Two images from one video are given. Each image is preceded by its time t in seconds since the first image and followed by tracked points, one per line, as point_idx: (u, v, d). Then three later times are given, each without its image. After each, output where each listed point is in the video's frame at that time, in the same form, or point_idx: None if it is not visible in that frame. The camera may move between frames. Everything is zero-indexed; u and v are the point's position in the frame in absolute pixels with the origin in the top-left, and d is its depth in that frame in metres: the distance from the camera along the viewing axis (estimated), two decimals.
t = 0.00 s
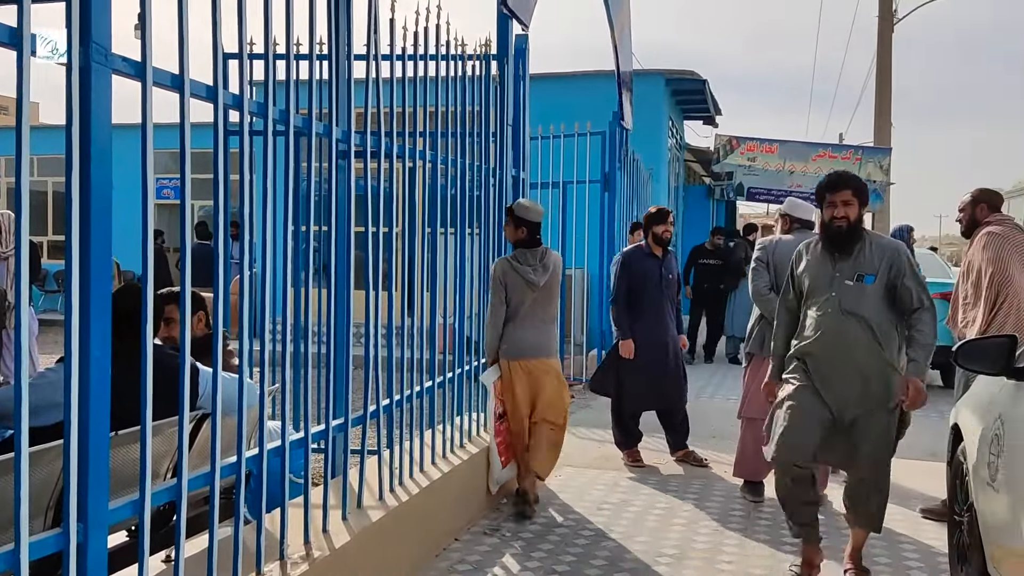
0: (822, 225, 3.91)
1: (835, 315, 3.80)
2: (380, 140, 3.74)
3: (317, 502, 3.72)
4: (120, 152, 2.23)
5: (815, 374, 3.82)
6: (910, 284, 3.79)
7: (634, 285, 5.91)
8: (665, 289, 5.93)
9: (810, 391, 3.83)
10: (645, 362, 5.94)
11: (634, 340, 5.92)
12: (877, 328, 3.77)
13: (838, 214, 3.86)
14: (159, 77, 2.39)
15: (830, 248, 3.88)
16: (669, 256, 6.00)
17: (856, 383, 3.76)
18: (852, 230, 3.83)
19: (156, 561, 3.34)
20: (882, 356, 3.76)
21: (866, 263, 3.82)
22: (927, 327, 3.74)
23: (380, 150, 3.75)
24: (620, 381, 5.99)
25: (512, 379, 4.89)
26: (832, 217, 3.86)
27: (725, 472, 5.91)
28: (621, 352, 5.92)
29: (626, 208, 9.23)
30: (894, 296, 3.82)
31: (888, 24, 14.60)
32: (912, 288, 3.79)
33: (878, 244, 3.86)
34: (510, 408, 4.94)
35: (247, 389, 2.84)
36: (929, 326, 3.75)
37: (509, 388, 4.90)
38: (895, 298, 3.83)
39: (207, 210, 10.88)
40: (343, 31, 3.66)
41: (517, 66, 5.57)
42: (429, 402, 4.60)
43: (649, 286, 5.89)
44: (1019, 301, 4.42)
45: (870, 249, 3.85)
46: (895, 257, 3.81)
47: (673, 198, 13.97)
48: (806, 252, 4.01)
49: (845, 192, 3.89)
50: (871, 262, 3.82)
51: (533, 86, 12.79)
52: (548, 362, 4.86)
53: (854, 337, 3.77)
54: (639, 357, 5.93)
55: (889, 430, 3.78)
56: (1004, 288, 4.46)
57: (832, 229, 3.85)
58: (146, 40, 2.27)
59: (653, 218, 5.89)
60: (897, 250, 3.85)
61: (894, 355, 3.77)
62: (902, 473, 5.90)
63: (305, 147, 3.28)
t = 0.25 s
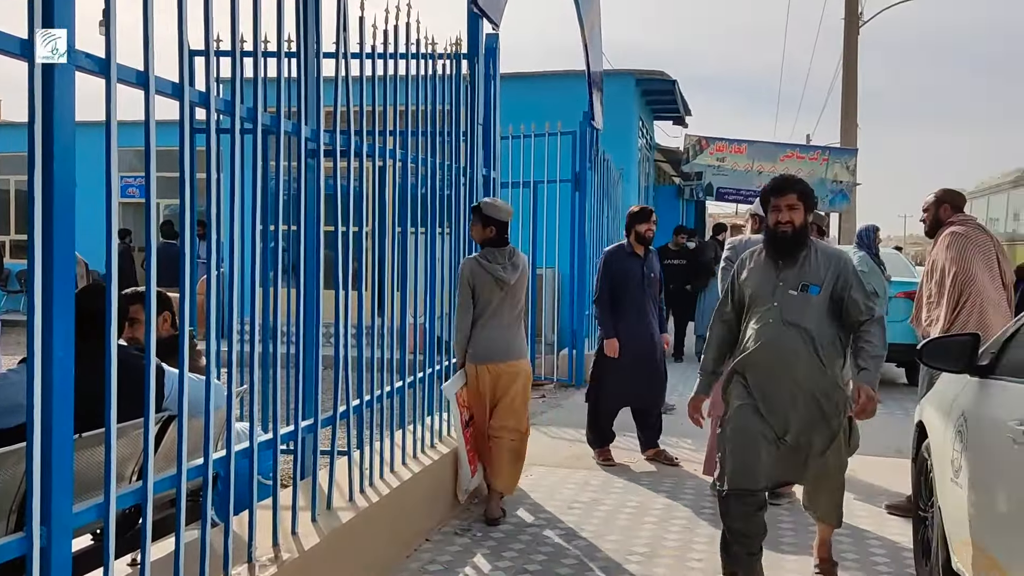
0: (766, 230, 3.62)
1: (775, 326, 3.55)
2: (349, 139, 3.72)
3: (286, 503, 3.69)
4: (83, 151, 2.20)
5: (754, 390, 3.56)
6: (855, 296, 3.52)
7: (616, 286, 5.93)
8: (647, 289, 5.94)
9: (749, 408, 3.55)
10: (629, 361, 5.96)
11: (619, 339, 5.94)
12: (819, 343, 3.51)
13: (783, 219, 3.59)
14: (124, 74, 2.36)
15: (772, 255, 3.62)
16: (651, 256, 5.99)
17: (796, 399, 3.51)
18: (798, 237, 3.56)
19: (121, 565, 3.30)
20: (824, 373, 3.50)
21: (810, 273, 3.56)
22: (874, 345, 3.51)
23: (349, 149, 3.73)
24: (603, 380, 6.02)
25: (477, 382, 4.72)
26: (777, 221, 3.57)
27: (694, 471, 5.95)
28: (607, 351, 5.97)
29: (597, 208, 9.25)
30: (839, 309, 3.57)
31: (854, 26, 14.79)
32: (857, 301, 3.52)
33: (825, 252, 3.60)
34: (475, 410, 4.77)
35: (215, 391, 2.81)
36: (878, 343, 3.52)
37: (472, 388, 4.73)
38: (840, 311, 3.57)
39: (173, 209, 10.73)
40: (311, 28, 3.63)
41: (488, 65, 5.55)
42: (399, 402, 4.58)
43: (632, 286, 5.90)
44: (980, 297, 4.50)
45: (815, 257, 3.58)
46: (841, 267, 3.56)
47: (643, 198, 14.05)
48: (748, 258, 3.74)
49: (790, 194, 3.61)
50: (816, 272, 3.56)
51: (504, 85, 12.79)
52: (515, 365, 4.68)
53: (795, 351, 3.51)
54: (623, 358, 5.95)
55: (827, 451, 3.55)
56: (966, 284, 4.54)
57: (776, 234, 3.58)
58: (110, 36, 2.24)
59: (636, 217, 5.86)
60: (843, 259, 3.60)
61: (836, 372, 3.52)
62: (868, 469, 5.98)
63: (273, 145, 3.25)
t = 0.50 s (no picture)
0: (702, 212, 3.45)
1: (707, 315, 3.40)
2: (315, 138, 3.69)
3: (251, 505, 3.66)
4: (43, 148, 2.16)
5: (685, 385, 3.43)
6: (793, 284, 3.38)
7: (598, 285, 5.98)
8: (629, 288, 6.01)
9: (683, 404, 3.43)
10: (613, 359, 6.00)
11: (604, 336, 5.95)
12: (751, 333, 3.35)
13: (720, 201, 3.42)
14: (85, 71, 2.32)
15: (707, 239, 3.47)
16: (630, 257, 6.07)
17: (724, 392, 3.35)
18: (735, 220, 3.40)
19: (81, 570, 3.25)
20: (755, 364, 3.34)
21: (746, 258, 3.41)
22: (812, 337, 3.38)
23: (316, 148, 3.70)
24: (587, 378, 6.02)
25: (437, 381, 4.58)
26: (713, 204, 3.40)
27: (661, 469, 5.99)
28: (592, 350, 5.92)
29: (564, 208, 9.28)
30: (776, 297, 3.41)
31: (817, 29, 14.98)
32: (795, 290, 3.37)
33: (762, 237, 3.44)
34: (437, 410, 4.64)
35: (178, 392, 2.78)
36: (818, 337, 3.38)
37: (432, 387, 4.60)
38: (777, 299, 3.42)
39: (133, 208, 10.56)
40: (276, 26, 3.60)
41: (455, 65, 5.55)
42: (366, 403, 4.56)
43: (613, 284, 5.95)
44: (939, 295, 4.58)
45: (752, 243, 3.43)
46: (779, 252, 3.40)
47: (610, 197, 14.10)
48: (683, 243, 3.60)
49: (727, 175, 3.44)
50: (753, 257, 3.41)
51: (471, 84, 12.76)
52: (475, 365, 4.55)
53: (726, 341, 3.36)
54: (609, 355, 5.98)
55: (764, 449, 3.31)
56: (925, 283, 4.61)
57: (711, 218, 3.41)
58: (70, 32, 2.20)
59: (618, 218, 5.98)
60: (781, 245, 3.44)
61: (771, 363, 3.36)
62: (831, 466, 6.06)
63: (238, 144, 3.21)
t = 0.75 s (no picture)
0: (648, 219, 3.16)
1: (653, 333, 3.09)
2: (285, 137, 3.66)
3: (219, 508, 3.61)
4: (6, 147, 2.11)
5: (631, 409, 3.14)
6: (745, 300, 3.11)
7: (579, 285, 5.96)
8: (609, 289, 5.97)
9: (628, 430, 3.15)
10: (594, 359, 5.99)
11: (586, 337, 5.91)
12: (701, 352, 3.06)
13: (670, 208, 3.13)
14: (49, 68, 2.28)
15: (654, 249, 3.15)
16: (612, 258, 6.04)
17: (672, 419, 3.05)
18: (685, 230, 3.10)
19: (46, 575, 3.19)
20: (705, 387, 3.04)
21: (696, 271, 3.11)
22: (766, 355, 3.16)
23: (286, 147, 3.67)
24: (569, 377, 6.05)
25: (402, 384, 4.36)
26: (662, 212, 3.11)
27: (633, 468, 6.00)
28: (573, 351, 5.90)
29: (535, 208, 9.28)
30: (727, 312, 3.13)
31: (786, 30, 15.12)
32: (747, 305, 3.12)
33: (712, 248, 3.15)
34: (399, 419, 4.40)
35: (145, 394, 2.74)
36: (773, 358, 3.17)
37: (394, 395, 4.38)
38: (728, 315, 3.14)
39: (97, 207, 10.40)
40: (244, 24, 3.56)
41: (425, 64, 5.52)
42: (336, 403, 4.52)
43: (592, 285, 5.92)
44: (905, 295, 4.65)
45: (701, 253, 3.13)
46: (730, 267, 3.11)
47: (582, 197, 14.13)
48: (625, 253, 3.28)
49: (678, 181, 3.14)
50: (702, 269, 3.11)
51: (443, 82, 12.73)
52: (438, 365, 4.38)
53: (673, 363, 3.07)
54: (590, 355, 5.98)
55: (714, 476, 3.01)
56: (891, 283, 4.68)
57: (661, 226, 3.11)
58: (34, 29, 2.16)
59: (598, 218, 5.95)
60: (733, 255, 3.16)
61: (722, 385, 3.07)
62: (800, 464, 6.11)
63: (205, 143, 3.18)
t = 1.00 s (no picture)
0: (589, 211, 2.92)
1: (593, 334, 2.82)
2: (249, 135, 3.62)
3: (182, 511, 3.56)
4: None
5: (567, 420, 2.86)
6: (691, 299, 2.81)
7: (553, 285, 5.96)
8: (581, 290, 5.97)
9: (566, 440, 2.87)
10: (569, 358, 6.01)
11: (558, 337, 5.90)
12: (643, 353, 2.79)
13: (610, 197, 2.89)
14: (7, 65, 2.24)
15: (597, 241, 2.90)
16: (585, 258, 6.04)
17: (616, 430, 2.80)
18: (627, 221, 2.84)
19: None
20: (649, 395, 2.80)
21: (639, 266, 2.84)
22: (705, 361, 2.79)
23: (250, 145, 3.62)
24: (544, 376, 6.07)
25: (357, 384, 4.25)
26: (601, 202, 2.87)
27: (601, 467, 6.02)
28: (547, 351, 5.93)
29: (503, 208, 9.28)
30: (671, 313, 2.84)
31: (750, 32, 15.28)
32: (693, 305, 2.81)
33: (658, 242, 2.88)
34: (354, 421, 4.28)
35: (106, 395, 2.69)
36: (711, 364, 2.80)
37: (351, 396, 4.26)
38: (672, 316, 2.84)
39: (56, 206, 10.22)
40: (207, 21, 3.52)
41: (392, 63, 5.50)
42: (302, 404, 4.48)
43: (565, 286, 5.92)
44: (868, 293, 4.71)
45: (646, 247, 2.87)
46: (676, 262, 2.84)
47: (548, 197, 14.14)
48: (567, 248, 3.03)
49: (620, 168, 2.88)
50: (645, 265, 2.84)
51: (409, 81, 12.68)
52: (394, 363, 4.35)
53: (614, 367, 2.79)
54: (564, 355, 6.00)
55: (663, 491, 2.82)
56: (855, 282, 4.74)
57: (600, 217, 2.86)
58: None
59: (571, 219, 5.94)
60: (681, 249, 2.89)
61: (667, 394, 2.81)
62: (765, 462, 6.18)
63: (168, 141, 3.13)
